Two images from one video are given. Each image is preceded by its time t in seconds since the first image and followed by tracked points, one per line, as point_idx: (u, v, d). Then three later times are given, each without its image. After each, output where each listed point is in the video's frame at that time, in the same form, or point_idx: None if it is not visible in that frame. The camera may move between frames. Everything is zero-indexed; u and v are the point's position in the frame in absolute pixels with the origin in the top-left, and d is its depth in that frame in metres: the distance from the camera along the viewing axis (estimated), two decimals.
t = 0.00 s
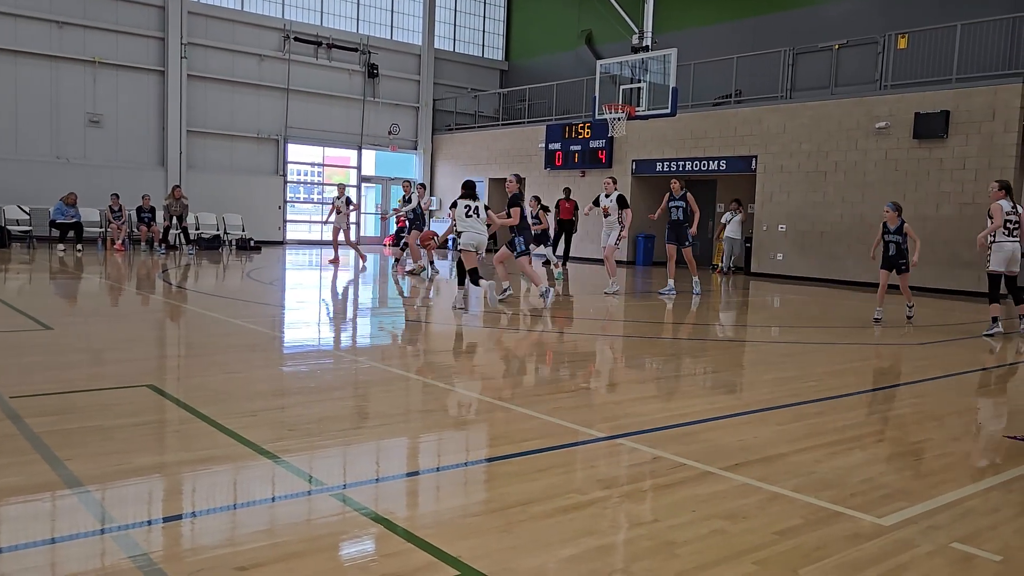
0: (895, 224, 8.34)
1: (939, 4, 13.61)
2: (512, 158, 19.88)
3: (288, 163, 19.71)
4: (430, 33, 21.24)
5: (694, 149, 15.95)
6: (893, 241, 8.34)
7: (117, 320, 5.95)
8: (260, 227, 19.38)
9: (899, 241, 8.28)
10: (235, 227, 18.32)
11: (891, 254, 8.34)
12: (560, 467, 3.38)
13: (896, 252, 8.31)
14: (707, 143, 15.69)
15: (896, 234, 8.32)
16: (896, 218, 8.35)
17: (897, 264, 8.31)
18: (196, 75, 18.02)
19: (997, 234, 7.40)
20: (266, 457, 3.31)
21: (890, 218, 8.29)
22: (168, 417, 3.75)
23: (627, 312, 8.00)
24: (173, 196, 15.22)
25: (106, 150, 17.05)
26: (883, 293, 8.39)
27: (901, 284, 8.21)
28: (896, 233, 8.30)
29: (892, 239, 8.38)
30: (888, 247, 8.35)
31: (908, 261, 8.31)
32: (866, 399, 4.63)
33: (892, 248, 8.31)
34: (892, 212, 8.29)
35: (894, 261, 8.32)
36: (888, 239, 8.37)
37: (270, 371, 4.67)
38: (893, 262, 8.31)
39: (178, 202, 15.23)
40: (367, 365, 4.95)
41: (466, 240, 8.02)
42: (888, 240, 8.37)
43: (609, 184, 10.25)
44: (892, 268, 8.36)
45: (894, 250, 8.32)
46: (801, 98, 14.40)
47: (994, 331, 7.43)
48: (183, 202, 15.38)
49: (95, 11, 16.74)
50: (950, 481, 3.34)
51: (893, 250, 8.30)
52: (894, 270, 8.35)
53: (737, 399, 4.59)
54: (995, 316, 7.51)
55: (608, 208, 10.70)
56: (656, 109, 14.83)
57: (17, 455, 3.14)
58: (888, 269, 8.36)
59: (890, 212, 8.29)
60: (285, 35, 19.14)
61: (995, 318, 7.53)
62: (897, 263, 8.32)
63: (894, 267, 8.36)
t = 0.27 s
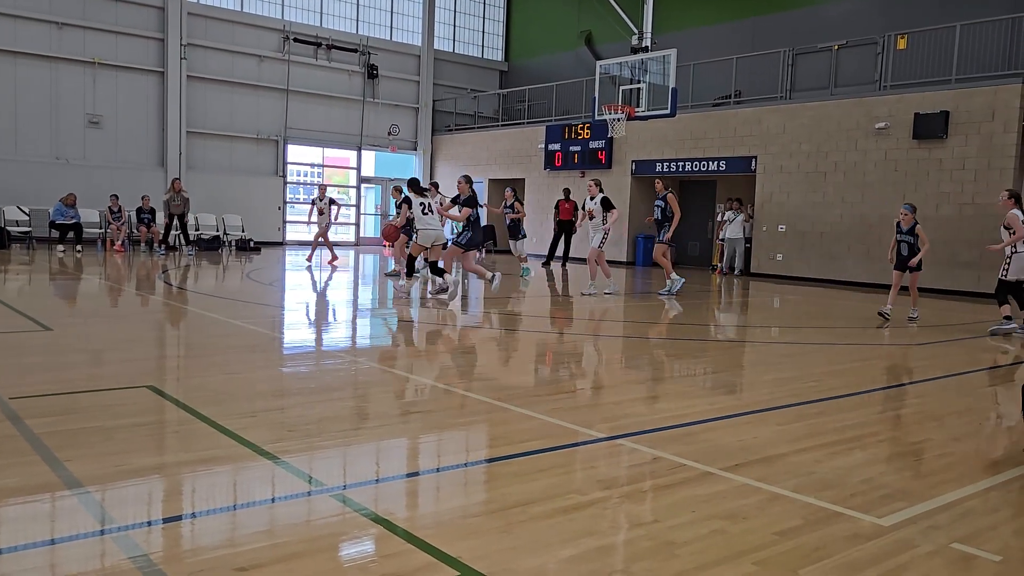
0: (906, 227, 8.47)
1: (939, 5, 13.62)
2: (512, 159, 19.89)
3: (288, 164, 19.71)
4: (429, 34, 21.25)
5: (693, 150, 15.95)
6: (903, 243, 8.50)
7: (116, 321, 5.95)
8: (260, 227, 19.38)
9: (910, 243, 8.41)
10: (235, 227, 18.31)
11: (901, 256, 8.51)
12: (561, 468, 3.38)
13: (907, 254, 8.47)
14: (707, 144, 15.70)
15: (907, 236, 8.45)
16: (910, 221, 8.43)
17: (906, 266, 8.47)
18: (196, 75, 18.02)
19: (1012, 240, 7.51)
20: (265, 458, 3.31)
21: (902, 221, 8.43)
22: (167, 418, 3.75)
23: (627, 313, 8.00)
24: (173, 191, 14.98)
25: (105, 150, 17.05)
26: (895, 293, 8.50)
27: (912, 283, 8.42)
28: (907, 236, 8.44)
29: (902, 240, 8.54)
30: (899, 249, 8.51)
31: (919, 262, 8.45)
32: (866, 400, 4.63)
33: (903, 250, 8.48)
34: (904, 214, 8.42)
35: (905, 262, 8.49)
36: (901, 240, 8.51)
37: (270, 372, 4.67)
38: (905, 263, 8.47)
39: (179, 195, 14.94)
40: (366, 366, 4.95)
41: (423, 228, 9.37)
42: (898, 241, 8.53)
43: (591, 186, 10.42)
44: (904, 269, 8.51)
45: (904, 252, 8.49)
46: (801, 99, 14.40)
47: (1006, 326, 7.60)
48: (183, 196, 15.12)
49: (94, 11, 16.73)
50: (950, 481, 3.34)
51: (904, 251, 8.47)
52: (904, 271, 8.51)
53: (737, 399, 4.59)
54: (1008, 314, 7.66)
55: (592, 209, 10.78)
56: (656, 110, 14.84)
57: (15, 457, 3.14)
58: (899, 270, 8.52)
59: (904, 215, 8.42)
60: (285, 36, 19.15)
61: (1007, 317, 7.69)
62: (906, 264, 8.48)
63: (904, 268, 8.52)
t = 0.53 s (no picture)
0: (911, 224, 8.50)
1: (939, 5, 13.62)
2: (512, 160, 19.89)
3: (288, 164, 19.72)
4: (429, 35, 21.26)
5: (693, 150, 15.96)
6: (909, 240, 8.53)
7: (117, 322, 5.96)
8: (260, 228, 19.38)
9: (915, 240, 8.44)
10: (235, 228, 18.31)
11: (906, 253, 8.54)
12: (561, 468, 3.38)
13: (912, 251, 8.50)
14: (707, 144, 15.71)
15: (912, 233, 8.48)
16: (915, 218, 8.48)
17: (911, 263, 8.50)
18: (196, 76, 18.03)
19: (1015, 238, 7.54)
20: (266, 459, 3.31)
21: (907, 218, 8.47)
22: (168, 419, 3.75)
23: (627, 313, 8.01)
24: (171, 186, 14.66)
25: (105, 152, 17.06)
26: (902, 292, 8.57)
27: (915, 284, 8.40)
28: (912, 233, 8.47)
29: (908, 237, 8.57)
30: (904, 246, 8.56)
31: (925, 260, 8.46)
32: (865, 400, 4.63)
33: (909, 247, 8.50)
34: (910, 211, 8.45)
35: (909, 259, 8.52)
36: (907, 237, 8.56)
37: (271, 373, 4.68)
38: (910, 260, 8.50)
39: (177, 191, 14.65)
40: (367, 367, 4.95)
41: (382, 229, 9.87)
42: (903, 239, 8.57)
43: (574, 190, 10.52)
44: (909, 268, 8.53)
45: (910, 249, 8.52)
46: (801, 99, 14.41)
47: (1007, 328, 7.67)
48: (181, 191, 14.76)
49: (94, 12, 16.74)
50: (950, 481, 3.34)
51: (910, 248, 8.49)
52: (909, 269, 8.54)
53: (738, 400, 4.59)
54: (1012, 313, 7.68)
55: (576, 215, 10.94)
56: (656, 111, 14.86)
57: (16, 458, 3.14)
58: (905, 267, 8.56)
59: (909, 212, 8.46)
60: (285, 37, 19.16)
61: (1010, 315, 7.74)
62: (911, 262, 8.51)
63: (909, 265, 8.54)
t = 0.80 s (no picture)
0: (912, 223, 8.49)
1: (940, 5, 13.62)
2: (512, 160, 19.90)
3: (288, 165, 19.73)
4: (429, 36, 21.26)
5: (693, 151, 15.97)
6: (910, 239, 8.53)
7: (118, 323, 5.97)
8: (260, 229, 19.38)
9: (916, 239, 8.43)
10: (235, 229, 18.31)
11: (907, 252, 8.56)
12: (562, 469, 3.38)
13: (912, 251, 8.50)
14: (707, 145, 15.71)
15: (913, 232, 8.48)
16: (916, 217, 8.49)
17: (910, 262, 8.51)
18: (196, 77, 18.04)
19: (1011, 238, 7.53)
20: (266, 459, 3.31)
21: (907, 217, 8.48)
22: (168, 421, 3.75)
23: (627, 313, 8.02)
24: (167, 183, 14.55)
25: (106, 152, 17.06)
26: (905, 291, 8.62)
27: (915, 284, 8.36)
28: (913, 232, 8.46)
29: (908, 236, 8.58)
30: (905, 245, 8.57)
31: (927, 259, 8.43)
32: (865, 401, 4.63)
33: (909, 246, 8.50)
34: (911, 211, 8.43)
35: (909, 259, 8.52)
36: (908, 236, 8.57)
37: (272, 374, 4.68)
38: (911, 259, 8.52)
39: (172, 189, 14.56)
40: (368, 368, 4.95)
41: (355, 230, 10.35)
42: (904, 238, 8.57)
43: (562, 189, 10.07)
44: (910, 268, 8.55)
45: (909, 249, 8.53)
46: (801, 100, 14.41)
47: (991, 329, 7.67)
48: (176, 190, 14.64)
49: (94, 13, 16.75)
50: (950, 481, 3.34)
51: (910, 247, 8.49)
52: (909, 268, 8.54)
53: (738, 400, 4.59)
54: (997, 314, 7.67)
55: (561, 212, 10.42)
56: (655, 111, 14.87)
57: (16, 458, 3.14)
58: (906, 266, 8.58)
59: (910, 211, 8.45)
60: (285, 38, 19.17)
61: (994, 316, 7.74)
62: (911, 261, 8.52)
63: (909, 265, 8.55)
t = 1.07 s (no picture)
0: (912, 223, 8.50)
1: (940, 5, 13.61)
2: (513, 160, 19.91)
3: (289, 165, 19.73)
4: (430, 36, 21.27)
5: (694, 151, 15.97)
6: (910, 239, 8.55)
7: (119, 323, 5.99)
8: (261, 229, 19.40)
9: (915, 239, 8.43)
10: (236, 230, 18.33)
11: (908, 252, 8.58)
12: (563, 469, 3.39)
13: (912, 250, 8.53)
14: (708, 145, 15.72)
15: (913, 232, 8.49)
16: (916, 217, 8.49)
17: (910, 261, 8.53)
18: (197, 78, 18.04)
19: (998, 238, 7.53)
20: (267, 460, 3.31)
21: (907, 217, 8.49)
22: (168, 421, 3.75)
23: (627, 313, 8.04)
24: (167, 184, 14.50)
25: (107, 153, 17.08)
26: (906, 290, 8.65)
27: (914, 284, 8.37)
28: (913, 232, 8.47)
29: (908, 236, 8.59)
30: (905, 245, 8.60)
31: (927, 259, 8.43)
32: (866, 401, 4.63)
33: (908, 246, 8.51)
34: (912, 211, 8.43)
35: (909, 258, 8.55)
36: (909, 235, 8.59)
37: (273, 374, 4.69)
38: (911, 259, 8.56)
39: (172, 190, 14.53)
40: (369, 368, 4.96)
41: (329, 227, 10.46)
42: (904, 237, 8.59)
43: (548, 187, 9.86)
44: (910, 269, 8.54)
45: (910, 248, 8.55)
46: (802, 100, 14.41)
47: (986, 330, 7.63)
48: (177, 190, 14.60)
49: (95, 14, 16.76)
50: (951, 482, 3.34)
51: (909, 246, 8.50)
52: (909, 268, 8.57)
53: (739, 400, 4.59)
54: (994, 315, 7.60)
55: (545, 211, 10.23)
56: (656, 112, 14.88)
57: (18, 459, 3.15)
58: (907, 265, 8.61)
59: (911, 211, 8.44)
60: (286, 38, 19.17)
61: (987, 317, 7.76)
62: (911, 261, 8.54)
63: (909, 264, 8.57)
